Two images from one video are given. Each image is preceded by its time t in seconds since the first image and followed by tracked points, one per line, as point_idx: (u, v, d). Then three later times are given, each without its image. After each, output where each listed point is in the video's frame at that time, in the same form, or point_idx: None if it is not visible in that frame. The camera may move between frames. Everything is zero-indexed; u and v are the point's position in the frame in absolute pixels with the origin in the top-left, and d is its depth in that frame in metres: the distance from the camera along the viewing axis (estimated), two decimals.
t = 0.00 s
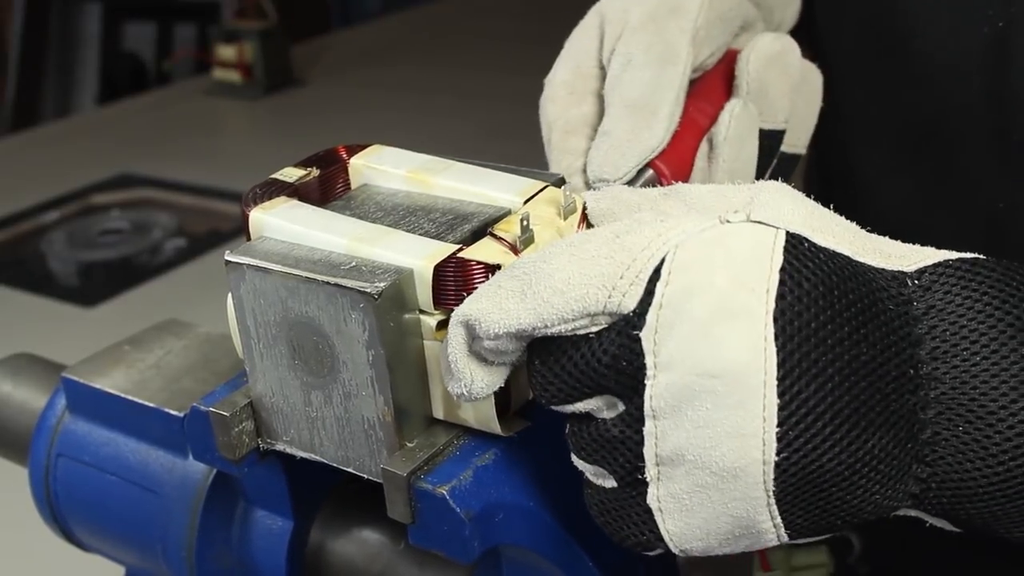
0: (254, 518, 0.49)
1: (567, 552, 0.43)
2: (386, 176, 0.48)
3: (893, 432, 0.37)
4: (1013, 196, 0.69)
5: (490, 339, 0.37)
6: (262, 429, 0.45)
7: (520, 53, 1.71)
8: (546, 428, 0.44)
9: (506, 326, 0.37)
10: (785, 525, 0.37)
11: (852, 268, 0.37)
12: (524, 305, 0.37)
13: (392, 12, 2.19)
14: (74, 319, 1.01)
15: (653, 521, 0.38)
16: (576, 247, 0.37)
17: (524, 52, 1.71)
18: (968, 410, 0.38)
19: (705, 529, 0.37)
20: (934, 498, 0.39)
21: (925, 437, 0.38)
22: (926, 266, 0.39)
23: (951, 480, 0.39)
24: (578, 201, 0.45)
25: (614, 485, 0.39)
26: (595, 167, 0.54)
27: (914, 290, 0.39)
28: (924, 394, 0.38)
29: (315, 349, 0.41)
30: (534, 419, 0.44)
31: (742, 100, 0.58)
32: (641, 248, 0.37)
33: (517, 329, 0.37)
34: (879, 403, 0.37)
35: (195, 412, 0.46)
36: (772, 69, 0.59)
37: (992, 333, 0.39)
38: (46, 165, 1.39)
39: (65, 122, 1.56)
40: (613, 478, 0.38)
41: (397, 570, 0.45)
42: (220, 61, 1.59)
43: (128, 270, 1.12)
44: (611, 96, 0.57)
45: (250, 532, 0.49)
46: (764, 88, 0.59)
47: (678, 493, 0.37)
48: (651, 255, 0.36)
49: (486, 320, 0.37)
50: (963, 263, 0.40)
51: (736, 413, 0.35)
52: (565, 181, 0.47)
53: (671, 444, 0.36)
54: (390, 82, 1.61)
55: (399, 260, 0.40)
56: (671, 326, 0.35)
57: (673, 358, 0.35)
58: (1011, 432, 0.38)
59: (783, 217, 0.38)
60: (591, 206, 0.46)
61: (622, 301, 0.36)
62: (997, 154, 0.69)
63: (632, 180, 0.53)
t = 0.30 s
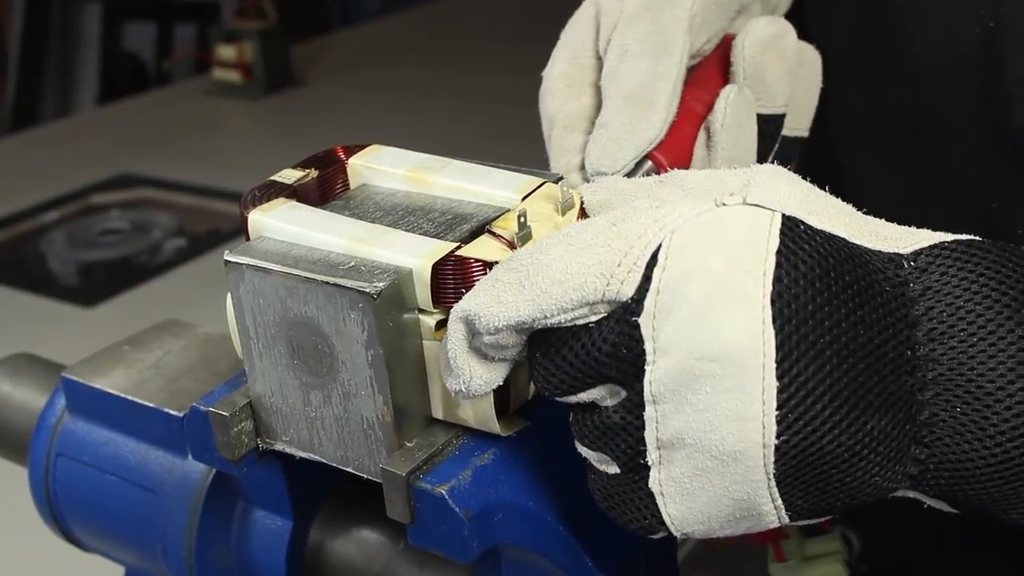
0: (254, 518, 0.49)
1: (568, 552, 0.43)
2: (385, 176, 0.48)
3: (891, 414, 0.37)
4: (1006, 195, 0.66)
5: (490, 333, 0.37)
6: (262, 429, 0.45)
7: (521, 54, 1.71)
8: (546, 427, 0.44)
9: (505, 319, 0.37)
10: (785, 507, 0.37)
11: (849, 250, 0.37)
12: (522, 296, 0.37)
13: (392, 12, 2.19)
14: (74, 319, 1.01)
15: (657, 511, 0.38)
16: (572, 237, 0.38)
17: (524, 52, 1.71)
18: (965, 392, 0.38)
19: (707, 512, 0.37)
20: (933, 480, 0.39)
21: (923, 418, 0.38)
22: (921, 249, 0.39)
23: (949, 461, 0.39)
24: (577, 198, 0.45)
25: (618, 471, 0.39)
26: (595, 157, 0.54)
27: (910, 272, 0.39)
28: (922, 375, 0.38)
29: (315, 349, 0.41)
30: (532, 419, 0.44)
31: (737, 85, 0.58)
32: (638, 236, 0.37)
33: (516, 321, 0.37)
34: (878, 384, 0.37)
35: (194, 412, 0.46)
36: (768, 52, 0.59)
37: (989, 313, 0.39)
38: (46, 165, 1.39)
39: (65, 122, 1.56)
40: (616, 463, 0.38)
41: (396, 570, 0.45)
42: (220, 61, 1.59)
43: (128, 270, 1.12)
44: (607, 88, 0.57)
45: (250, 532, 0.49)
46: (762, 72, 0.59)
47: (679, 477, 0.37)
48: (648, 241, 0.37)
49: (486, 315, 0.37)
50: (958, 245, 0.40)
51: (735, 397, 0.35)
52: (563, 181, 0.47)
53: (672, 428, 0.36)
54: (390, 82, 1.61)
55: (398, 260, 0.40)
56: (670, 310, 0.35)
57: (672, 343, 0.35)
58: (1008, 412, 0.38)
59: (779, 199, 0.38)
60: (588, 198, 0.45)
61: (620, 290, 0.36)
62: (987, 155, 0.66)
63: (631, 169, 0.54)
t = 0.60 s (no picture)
0: (255, 518, 0.49)
1: (571, 551, 0.43)
2: (388, 177, 0.48)
3: (896, 425, 0.37)
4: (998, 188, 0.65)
5: (497, 323, 0.37)
6: (264, 429, 0.45)
7: (520, 54, 1.71)
8: (547, 426, 0.44)
9: (516, 306, 0.36)
10: (787, 514, 0.37)
11: (859, 261, 0.37)
12: (534, 287, 0.37)
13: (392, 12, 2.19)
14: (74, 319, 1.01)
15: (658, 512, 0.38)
16: (588, 230, 0.38)
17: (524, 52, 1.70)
18: (968, 406, 0.38)
19: (710, 515, 0.37)
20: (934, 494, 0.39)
21: (928, 431, 0.38)
22: (928, 264, 0.39)
23: (950, 475, 0.39)
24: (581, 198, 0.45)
25: (619, 472, 0.38)
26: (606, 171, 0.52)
27: (917, 285, 0.39)
28: (928, 388, 0.38)
29: (318, 349, 0.41)
30: (533, 419, 0.44)
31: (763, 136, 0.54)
32: (656, 234, 0.37)
33: (526, 311, 0.37)
34: (884, 395, 0.37)
35: (196, 412, 0.46)
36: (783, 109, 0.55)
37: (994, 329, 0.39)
38: (46, 165, 1.39)
39: (65, 122, 1.56)
40: (618, 464, 0.38)
41: (398, 570, 0.45)
42: (220, 61, 1.59)
43: (128, 270, 1.12)
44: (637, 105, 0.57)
45: (251, 532, 0.49)
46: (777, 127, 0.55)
47: (685, 479, 0.37)
48: (666, 239, 0.36)
49: (494, 303, 0.36)
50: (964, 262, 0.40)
51: (746, 400, 0.35)
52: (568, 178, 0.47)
53: (680, 429, 0.36)
54: (390, 82, 1.61)
55: (402, 260, 0.40)
56: (682, 312, 0.35)
57: (684, 342, 0.35)
58: (1010, 427, 0.38)
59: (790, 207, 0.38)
60: (594, 199, 0.46)
61: (636, 285, 0.36)
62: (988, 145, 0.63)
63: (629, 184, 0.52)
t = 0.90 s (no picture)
0: (255, 518, 0.49)
1: (570, 551, 0.43)
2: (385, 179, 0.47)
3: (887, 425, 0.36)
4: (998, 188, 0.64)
5: (502, 312, 0.37)
6: (264, 429, 0.45)
7: (520, 53, 1.71)
8: (546, 427, 0.44)
9: (521, 294, 0.36)
10: (782, 510, 0.37)
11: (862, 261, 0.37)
12: (541, 274, 0.36)
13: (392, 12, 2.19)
14: (75, 319, 1.01)
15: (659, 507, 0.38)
16: (598, 221, 0.38)
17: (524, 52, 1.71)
18: (964, 414, 0.36)
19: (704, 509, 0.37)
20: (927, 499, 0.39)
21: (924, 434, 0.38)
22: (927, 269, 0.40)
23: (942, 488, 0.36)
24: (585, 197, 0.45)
25: (613, 462, 0.38)
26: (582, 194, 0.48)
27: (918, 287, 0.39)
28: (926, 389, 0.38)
29: (318, 349, 0.41)
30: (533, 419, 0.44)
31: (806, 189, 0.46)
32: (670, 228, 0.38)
33: (530, 299, 0.36)
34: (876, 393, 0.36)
35: (196, 412, 0.46)
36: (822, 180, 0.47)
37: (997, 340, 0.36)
38: (45, 165, 1.39)
39: (65, 122, 1.56)
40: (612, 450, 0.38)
41: (398, 570, 0.45)
42: (220, 61, 1.59)
43: (128, 270, 1.12)
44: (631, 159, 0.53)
45: (251, 532, 0.49)
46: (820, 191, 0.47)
47: (681, 471, 0.37)
48: (677, 236, 0.37)
49: (500, 286, 0.36)
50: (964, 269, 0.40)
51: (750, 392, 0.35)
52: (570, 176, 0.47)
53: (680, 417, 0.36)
54: (390, 81, 1.61)
55: (399, 259, 0.40)
56: (688, 307, 0.36)
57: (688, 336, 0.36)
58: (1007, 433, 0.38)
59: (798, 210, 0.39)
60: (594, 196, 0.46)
61: (645, 277, 0.37)
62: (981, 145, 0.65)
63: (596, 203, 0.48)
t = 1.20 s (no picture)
0: (255, 518, 0.49)
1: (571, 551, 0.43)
2: (380, 175, 0.45)
3: (892, 410, 0.37)
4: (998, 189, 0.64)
5: (487, 300, 0.38)
6: (264, 429, 0.45)
7: (520, 54, 1.70)
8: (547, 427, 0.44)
9: (505, 289, 0.38)
10: (794, 501, 0.37)
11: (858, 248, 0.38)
12: (523, 269, 0.38)
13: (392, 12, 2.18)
14: (75, 319, 1.01)
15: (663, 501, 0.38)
16: (576, 213, 0.39)
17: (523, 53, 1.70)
18: (967, 391, 0.38)
19: (710, 506, 0.37)
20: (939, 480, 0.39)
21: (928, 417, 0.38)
22: (930, 246, 0.39)
23: (953, 461, 0.38)
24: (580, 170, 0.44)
25: (616, 466, 0.39)
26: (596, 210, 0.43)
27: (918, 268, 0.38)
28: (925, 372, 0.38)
29: (318, 349, 0.41)
30: (532, 418, 0.44)
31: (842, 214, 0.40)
32: (643, 223, 0.38)
33: (516, 294, 0.38)
34: (879, 382, 0.37)
35: (196, 412, 0.46)
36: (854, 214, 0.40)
37: (997, 313, 0.38)
38: (45, 165, 1.39)
39: (65, 122, 1.56)
40: (615, 458, 0.39)
41: (398, 570, 0.45)
42: (220, 61, 1.59)
43: (128, 270, 1.12)
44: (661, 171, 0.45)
45: (251, 532, 0.49)
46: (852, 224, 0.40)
47: (682, 469, 0.37)
48: (656, 230, 0.37)
49: (489, 282, 0.38)
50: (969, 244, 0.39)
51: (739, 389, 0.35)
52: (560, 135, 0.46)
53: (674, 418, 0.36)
54: (390, 82, 1.61)
55: (389, 240, 0.40)
56: (676, 305, 0.36)
57: (677, 332, 0.35)
58: (1015, 411, 0.37)
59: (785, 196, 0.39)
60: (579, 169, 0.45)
61: (625, 274, 0.37)
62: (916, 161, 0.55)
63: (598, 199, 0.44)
